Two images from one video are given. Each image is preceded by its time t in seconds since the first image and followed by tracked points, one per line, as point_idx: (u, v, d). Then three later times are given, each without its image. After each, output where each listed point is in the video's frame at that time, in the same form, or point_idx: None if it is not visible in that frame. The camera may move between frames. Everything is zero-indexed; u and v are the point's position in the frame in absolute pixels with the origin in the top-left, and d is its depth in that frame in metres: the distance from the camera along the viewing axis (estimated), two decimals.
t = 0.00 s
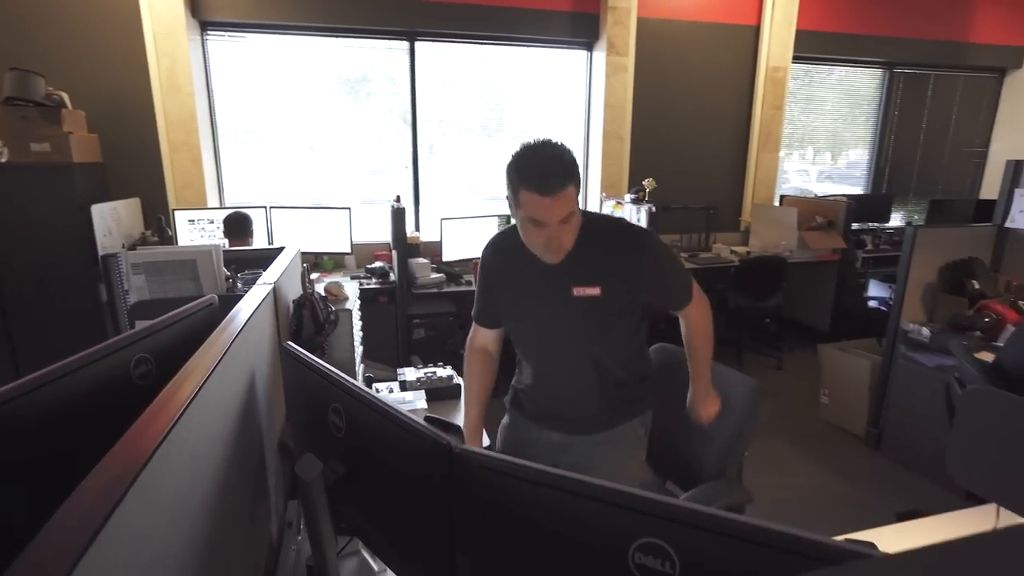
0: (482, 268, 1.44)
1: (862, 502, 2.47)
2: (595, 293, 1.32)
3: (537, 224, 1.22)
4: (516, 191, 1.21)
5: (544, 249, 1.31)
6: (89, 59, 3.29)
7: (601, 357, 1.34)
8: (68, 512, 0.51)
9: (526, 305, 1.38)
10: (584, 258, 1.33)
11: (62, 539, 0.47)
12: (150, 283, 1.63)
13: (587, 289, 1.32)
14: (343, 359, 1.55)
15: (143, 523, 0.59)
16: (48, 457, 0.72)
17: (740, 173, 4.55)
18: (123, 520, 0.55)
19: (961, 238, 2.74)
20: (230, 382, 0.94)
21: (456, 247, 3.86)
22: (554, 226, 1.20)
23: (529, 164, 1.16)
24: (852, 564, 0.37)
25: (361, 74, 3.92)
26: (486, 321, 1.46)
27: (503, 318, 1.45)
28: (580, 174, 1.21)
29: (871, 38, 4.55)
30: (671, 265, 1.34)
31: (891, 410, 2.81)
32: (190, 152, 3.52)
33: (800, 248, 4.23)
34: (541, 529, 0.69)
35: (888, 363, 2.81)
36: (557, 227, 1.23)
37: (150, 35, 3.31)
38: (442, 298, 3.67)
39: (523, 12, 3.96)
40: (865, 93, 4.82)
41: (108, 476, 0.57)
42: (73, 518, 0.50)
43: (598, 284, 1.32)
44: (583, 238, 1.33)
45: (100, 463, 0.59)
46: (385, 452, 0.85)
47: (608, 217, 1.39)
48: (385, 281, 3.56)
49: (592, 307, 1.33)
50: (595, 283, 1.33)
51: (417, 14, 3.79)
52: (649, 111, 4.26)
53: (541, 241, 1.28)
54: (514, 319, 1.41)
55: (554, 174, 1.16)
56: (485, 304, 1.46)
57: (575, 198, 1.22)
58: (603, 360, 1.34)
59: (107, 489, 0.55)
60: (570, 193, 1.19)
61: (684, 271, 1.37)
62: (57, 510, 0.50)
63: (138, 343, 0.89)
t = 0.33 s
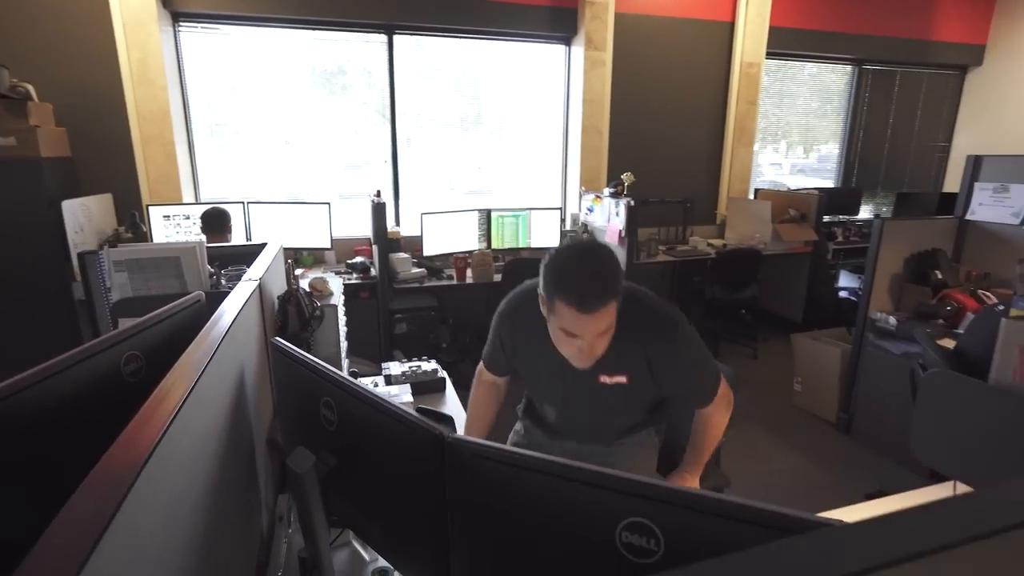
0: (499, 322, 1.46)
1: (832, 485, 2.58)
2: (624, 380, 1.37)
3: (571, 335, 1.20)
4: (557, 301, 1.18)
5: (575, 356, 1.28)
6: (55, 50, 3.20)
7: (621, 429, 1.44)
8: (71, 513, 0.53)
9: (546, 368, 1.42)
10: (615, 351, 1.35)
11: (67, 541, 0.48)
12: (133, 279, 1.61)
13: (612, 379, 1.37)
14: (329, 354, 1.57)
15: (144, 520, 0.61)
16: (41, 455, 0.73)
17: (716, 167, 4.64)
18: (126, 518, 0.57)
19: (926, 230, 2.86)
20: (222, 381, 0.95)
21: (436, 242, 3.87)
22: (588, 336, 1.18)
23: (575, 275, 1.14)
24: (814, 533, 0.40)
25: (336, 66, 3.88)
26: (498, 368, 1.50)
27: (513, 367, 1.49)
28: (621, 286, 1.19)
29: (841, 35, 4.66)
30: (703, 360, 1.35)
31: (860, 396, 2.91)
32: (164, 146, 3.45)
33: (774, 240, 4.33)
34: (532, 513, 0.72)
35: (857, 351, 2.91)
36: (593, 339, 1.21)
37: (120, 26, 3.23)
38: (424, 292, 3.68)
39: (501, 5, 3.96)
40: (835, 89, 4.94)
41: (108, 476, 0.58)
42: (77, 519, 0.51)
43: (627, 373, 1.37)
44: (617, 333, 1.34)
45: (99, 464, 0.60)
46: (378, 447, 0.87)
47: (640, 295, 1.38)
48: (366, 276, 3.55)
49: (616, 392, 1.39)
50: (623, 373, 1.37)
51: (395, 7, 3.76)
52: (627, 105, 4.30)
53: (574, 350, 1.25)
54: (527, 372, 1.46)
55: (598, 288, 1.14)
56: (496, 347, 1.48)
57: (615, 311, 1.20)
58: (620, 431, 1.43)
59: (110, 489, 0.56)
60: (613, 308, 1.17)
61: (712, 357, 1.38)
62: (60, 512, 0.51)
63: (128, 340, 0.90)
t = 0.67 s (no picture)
0: (526, 363, 1.60)
1: (806, 470, 2.67)
2: (637, 415, 1.53)
3: (596, 362, 1.38)
4: (589, 335, 1.36)
5: (599, 385, 1.43)
6: (19, 43, 3.10)
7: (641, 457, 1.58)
8: (76, 505, 0.53)
9: (568, 404, 1.57)
10: (631, 390, 1.52)
11: (74, 535, 0.49)
12: (115, 278, 1.59)
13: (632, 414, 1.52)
14: (315, 350, 1.58)
15: (147, 511, 0.62)
16: (31, 453, 0.73)
17: (692, 163, 4.72)
18: (129, 512, 0.57)
19: (892, 223, 2.97)
20: (212, 378, 0.95)
21: (417, 238, 3.86)
22: (609, 366, 1.35)
23: (607, 312, 1.33)
24: (786, 507, 0.46)
25: (310, 60, 3.83)
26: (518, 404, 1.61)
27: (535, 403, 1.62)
28: (643, 326, 1.39)
29: (810, 33, 4.78)
30: (711, 395, 1.53)
31: (832, 385, 3.02)
32: (135, 142, 3.38)
33: (749, 234, 4.43)
34: (524, 498, 0.75)
35: (829, 341, 3.00)
36: (616, 368, 1.37)
37: (87, 18, 3.15)
38: (405, 288, 3.68)
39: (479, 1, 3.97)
40: (805, 85, 5.07)
41: (108, 472, 0.59)
42: (83, 513, 0.51)
43: (641, 409, 1.52)
44: (634, 375, 1.51)
45: (100, 456, 0.61)
46: (370, 438, 0.89)
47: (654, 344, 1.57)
48: (346, 273, 3.53)
49: (631, 425, 1.54)
50: (638, 408, 1.53)
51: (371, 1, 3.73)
52: (605, 101, 4.35)
53: (598, 379, 1.41)
54: (550, 408, 1.60)
55: (625, 323, 1.33)
56: (519, 387, 1.60)
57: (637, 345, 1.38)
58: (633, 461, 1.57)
59: (111, 484, 0.57)
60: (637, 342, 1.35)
61: (718, 386, 1.54)
62: (65, 508, 0.51)
63: (115, 338, 0.90)
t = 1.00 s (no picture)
0: (548, 347, 1.68)
1: (782, 457, 2.75)
2: (656, 379, 1.63)
3: (617, 305, 1.59)
4: (611, 284, 1.62)
5: (616, 332, 1.61)
6: None
7: (663, 421, 1.66)
8: (77, 506, 0.54)
9: (591, 375, 1.66)
10: (649, 353, 1.64)
11: (78, 535, 0.50)
12: (97, 276, 1.58)
13: (656, 376, 1.63)
14: (301, 346, 1.58)
15: (146, 512, 0.62)
16: (22, 453, 0.73)
17: (669, 158, 4.79)
18: (130, 510, 0.58)
19: (862, 217, 3.06)
20: (201, 375, 0.95)
21: (398, 234, 3.85)
22: (629, 304, 1.56)
23: (627, 262, 1.63)
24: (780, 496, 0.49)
25: (283, 55, 3.79)
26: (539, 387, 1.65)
27: (557, 385, 1.68)
28: (656, 283, 1.64)
29: (782, 32, 4.88)
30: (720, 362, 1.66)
31: (806, 375, 3.10)
32: (106, 137, 3.30)
33: (725, 229, 4.52)
34: (516, 486, 0.77)
35: (803, 332, 3.09)
36: (633, 312, 1.58)
37: (53, 9, 3.06)
38: (385, 285, 3.67)
39: None
40: (778, 82, 5.17)
41: (108, 471, 0.59)
42: (86, 514, 0.52)
43: (660, 372, 1.64)
44: (648, 343, 1.65)
45: (100, 453, 0.62)
46: (362, 431, 0.90)
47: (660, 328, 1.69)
48: (327, 270, 3.51)
49: (651, 391, 1.64)
50: (657, 372, 1.64)
51: None
52: (583, 96, 4.39)
53: (617, 324, 1.60)
54: (573, 386, 1.67)
55: (643, 272, 1.61)
56: (542, 371, 1.66)
57: (653, 295, 1.61)
58: (646, 430, 1.65)
59: (110, 481, 0.58)
60: (651, 286, 1.60)
61: (726, 359, 1.67)
62: (66, 510, 0.51)
63: (104, 335, 0.90)
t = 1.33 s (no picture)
0: (539, 336, 1.72)
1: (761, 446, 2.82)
2: (635, 364, 1.68)
3: (589, 284, 1.66)
4: (586, 269, 1.70)
5: (589, 311, 1.66)
6: None
7: (646, 407, 1.70)
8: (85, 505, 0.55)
9: (580, 362, 1.70)
10: (629, 340, 1.68)
11: (90, 533, 0.51)
12: (85, 274, 1.60)
13: (633, 360, 1.68)
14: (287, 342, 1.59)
15: (150, 510, 0.64)
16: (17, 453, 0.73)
17: (649, 155, 4.86)
18: (136, 509, 0.59)
19: (835, 211, 3.15)
20: (194, 374, 0.96)
21: (381, 231, 3.85)
22: (596, 281, 1.63)
23: (603, 250, 1.72)
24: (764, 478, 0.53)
25: (259, 50, 3.75)
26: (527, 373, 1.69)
27: (545, 372, 1.72)
28: (631, 271, 1.70)
29: (758, 31, 4.97)
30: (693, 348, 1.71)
31: (783, 366, 3.19)
32: (80, 134, 3.24)
33: (704, 224, 4.59)
34: (508, 473, 0.80)
35: (780, 324, 3.17)
36: (603, 291, 1.64)
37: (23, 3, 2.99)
38: (369, 282, 3.67)
39: None
40: (754, 80, 5.28)
41: (112, 471, 0.60)
42: (96, 513, 0.53)
43: (638, 356, 1.68)
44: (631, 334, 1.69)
45: (102, 451, 0.62)
46: (355, 424, 0.92)
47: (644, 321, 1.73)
48: (310, 267, 3.49)
49: (632, 376, 1.68)
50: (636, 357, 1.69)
51: None
52: (564, 93, 4.42)
53: (589, 304, 1.66)
54: (560, 373, 1.71)
55: (615, 255, 1.68)
56: (532, 359, 1.70)
57: (624, 278, 1.67)
58: (628, 414, 1.68)
59: (117, 478, 0.59)
60: (622, 268, 1.66)
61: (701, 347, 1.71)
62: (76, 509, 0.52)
63: (96, 334, 0.90)
